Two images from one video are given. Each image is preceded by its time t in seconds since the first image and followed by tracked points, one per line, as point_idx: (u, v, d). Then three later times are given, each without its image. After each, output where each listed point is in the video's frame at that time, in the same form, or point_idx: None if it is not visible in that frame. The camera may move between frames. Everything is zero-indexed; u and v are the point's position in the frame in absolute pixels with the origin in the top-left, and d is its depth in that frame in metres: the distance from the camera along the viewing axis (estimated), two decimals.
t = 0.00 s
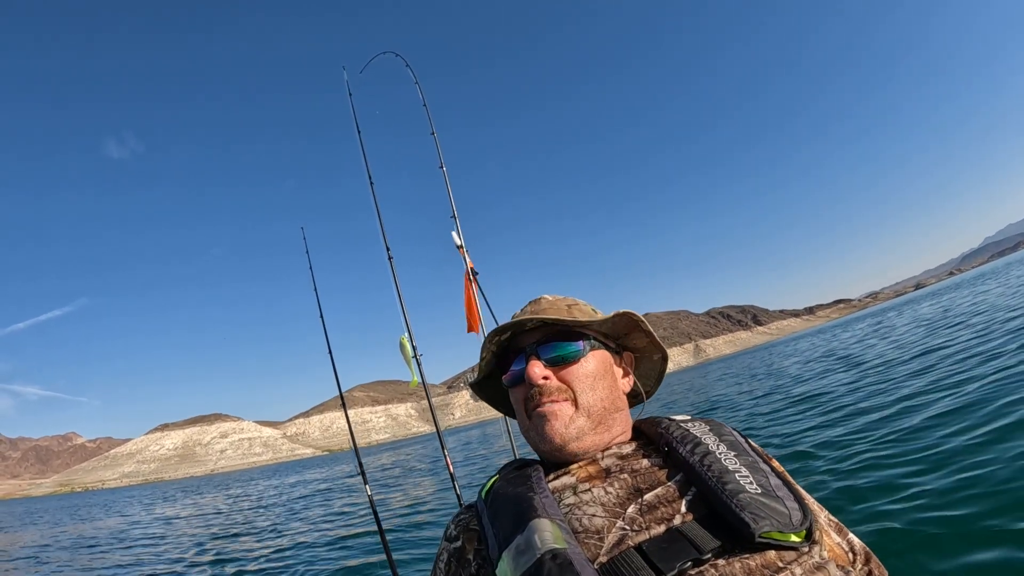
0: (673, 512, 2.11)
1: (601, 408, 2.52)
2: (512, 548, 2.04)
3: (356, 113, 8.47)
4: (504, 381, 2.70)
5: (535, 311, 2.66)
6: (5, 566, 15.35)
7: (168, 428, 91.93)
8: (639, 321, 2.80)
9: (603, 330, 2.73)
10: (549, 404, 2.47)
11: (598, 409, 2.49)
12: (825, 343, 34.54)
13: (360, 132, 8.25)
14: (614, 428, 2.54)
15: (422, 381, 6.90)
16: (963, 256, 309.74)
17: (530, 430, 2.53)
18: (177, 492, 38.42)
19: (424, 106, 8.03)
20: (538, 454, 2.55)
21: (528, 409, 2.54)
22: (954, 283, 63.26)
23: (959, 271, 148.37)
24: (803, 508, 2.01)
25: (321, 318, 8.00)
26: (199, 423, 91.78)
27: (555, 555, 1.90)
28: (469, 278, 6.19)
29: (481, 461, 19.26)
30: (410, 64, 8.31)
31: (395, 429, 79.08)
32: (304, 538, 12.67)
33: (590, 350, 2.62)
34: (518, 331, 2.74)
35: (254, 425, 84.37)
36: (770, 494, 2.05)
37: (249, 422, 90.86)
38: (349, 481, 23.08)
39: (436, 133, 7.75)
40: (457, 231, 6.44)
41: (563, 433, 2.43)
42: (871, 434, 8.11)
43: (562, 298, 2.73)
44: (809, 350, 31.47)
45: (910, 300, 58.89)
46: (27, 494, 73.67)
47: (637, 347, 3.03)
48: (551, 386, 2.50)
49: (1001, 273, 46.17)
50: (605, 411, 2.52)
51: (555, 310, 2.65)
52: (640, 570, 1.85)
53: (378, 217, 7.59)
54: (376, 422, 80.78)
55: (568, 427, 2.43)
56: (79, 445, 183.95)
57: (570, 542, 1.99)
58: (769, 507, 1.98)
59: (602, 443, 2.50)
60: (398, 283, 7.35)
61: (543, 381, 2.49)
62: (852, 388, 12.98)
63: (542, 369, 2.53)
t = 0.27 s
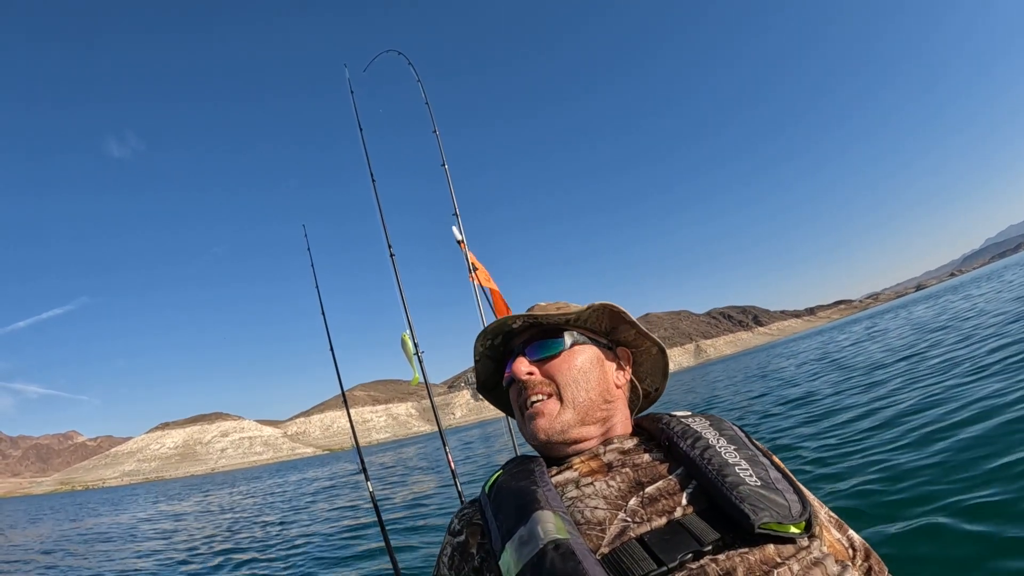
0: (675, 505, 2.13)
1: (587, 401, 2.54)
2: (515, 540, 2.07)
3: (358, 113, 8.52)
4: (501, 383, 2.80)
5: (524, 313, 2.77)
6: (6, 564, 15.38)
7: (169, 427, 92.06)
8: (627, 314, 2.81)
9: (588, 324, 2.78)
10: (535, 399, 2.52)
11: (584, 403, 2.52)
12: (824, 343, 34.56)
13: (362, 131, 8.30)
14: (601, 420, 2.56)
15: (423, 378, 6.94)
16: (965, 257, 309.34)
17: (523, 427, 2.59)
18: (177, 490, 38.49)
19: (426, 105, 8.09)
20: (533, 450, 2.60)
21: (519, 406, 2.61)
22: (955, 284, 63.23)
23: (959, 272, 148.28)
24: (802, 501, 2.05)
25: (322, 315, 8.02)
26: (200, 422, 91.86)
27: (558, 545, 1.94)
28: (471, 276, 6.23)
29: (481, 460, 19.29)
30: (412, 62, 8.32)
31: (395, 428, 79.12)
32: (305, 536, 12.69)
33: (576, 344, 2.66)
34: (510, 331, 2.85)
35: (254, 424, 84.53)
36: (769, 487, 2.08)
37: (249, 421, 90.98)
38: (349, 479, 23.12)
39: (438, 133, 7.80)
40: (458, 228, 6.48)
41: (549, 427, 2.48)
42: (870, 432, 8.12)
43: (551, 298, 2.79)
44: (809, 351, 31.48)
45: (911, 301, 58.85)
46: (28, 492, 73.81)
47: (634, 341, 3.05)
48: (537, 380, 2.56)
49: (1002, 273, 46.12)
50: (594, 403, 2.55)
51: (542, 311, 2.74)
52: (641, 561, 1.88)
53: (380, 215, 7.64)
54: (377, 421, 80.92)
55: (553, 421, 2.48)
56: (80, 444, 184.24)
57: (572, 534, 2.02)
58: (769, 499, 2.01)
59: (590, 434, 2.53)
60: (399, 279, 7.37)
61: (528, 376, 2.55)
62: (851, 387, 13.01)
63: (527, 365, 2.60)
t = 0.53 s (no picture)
0: (675, 507, 2.13)
1: (586, 401, 2.53)
2: (515, 541, 2.07)
3: (359, 112, 8.51)
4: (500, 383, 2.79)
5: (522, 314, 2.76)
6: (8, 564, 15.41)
7: (171, 427, 92.28)
8: (626, 316, 2.80)
9: (586, 325, 2.78)
10: (533, 399, 2.52)
11: (582, 402, 2.51)
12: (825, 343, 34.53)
13: (362, 130, 8.29)
14: (599, 421, 2.56)
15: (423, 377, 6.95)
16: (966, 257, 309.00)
17: (521, 427, 2.59)
18: (178, 490, 38.54)
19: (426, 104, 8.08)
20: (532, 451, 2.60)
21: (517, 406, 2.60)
22: (957, 284, 63.14)
23: (961, 272, 148.13)
24: (802, 503, 2.04)
25: (321, 313, 7.99)
26: (201, 422, 91.96)
27: (557, 547, 1.93)
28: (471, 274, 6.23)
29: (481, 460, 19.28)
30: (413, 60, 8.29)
31: (396, 428, 79.17)
32: (305, 536, 12.69)
33: (575, 344, 2.65)
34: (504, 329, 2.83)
35: (256, 424, 84.60)
36: (769, 489, 2.07)
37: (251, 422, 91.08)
38: (349, 479, 23.12)
39: (438, 131, 7.79)
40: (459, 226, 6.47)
41: (547, 427, 2.48)
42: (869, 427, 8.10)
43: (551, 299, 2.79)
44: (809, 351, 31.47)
45: (912, 301, 58.71)
46: (31, 492, 73.96)
47: (634, 343, 3.04)
48: (535, 380, 2.56)
49: (1003, 273, 46.02)
50: (592, 404, 2.54)
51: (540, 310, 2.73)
52: (641, 563, 1.88)
53: (380, 214, 7.63)
54: (378, 421, 80.98)
55: (550, 420, 2.48)
56: (82, 444, 184.52)
57: (572, 535, 2.01)
58: (769, 501, 2.00)
59: (588, 435, 2.54)
60: (399, 278, 7.37)
61: (527, 376, 2.55)
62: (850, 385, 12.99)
63: (526, 365, 2.59)
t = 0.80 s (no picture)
0: (670, 500, 2.14)
1: (584, 397, 2.54)
2: (510, 531, 2.08)
3: (358, 109, 8.51)
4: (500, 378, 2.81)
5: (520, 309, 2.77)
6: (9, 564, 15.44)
7: (173, 427, 92.45)
8: (625, 314, 2.81)
9: (585, 321, 2.79)
10: (532, 393, 2.54)
11: (580, 398, 2.52)
12: (826, 342, 34.47)
13: (362, 126, 8.29)
14: (597, 417, 2.56)
15: (421, 373, 6.95)
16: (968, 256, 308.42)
17: (520, 422, 2.61)
18: (180, 490, 38.59)
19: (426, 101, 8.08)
20: (530, 446, 2.61)
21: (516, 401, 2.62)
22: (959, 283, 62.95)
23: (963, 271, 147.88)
24: (795, 497, 2.05)
25: (320, 310, 7.99)
26: (202, 422, 92.09)
27: (552, 537, 1.94)
28: (469, 270, 6.24)
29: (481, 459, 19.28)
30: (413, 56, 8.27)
31: (398, 428, 79.18)
32: (304, 537, 12.68)
33: (573, 340, 2.67)
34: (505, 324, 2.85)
35: (258, 424, 84.68)
36: (763, 484, 2.08)
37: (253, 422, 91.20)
38: (350, 479, 23.13)
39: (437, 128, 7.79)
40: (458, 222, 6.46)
41: (546, 422, 2.49)
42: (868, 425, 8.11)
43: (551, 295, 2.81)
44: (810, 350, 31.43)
45: (915, 301, 58.56)
46: (34, 492, 74.10)
47: (632, 341, 3.05)
48: (534, 375, 2.58)
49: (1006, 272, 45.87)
50: (590, 399, 2.55)
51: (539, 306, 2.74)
52: (635, 555, 1.89)
53: (380, 211, 7.63)
54: (379, 421, 81.03)
55: (549, 416, 2.49)
56: (84, 444, 184.94)
57: (567, 526, 2.02)
58: (762, 495, 2.01)
59: (588, 429, 2.54)
60: (397, 274, 7.37)
61: (525, 371, 2.57)
62: (850, 385, 12.94)
63: (525, 361, 2.61)
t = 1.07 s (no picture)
0: (665, 500, 2.14)
1: (580, 399, 2.53)
2: (506, 531, 2.07)
3: (356, 108, 8.50)
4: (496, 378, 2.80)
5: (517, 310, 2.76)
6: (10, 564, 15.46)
7: (174, 427, 92.58)
8: (623, 317, 2.81)
9: (583, 323, 2.77)
10: (528, 393, 2.54)
11: (576, 400, 2.52)
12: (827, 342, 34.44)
13: (360, 126, 8.28)
14: (593, 419, 2.56)
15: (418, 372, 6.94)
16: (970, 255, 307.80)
17: (516, 423, 2.59)
18: (181, 490, 38.60)
19: (424, 101, 8.07)
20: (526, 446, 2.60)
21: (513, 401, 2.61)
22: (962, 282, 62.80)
23: (965, 271, 147.61)
24: (791, 498, 2.05)
25: (318, 310, 7.98)
26: (204, 422, 92.23)
27: (548, 536, 1.94)
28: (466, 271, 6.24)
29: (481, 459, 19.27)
30: (412, 57, 8.25)
31: (399, 428, 79.20)
32: (303, 536, 12.67)
33: (571, 342, 2.66)
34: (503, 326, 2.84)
35: (259, 424, 84.74)
36: (758, 484, 2.08)
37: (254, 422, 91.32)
38: (350, 479, 23.12)
39: (435, 128, 7.78)
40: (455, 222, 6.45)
41: (541, 423, 2.48)
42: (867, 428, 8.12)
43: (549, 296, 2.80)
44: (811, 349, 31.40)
45: (916, 300, 58.43)
46: (35, 492, 74.25)
47: (630, 344, 3.04)
48: (530, 376, 2.57)
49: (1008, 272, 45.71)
50: (586, 402, 2.55)
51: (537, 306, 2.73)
52: (630, 554, 1.89)
53: (377, 211, 7.63)
54: (381, 421, 81.09)
55: (545, 417, 2.48)
56: (86, 445, 185.47)
57: (563, 526, 2.02)
58: (757, 496, 2.01)
59: (582, 433, 2.53)
60: (394, 274, 7.37)
61: (523, 372, 2.56)
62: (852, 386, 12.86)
63: (523, 361, 2.61)
